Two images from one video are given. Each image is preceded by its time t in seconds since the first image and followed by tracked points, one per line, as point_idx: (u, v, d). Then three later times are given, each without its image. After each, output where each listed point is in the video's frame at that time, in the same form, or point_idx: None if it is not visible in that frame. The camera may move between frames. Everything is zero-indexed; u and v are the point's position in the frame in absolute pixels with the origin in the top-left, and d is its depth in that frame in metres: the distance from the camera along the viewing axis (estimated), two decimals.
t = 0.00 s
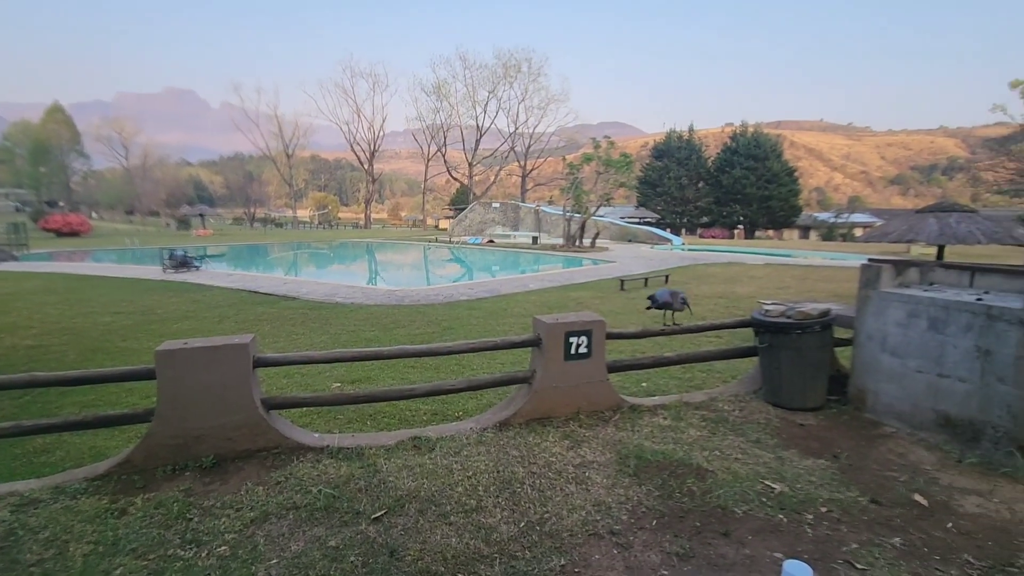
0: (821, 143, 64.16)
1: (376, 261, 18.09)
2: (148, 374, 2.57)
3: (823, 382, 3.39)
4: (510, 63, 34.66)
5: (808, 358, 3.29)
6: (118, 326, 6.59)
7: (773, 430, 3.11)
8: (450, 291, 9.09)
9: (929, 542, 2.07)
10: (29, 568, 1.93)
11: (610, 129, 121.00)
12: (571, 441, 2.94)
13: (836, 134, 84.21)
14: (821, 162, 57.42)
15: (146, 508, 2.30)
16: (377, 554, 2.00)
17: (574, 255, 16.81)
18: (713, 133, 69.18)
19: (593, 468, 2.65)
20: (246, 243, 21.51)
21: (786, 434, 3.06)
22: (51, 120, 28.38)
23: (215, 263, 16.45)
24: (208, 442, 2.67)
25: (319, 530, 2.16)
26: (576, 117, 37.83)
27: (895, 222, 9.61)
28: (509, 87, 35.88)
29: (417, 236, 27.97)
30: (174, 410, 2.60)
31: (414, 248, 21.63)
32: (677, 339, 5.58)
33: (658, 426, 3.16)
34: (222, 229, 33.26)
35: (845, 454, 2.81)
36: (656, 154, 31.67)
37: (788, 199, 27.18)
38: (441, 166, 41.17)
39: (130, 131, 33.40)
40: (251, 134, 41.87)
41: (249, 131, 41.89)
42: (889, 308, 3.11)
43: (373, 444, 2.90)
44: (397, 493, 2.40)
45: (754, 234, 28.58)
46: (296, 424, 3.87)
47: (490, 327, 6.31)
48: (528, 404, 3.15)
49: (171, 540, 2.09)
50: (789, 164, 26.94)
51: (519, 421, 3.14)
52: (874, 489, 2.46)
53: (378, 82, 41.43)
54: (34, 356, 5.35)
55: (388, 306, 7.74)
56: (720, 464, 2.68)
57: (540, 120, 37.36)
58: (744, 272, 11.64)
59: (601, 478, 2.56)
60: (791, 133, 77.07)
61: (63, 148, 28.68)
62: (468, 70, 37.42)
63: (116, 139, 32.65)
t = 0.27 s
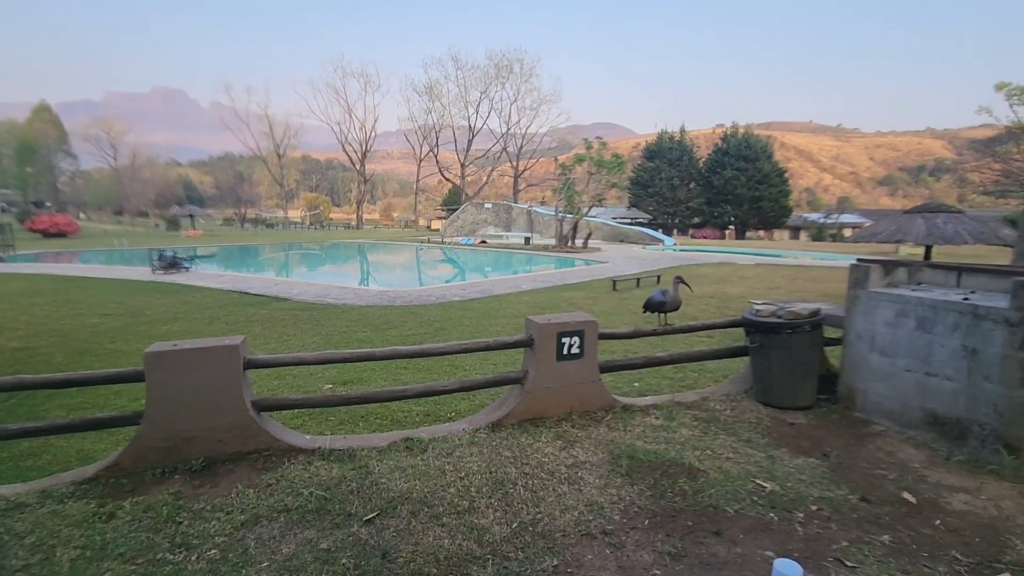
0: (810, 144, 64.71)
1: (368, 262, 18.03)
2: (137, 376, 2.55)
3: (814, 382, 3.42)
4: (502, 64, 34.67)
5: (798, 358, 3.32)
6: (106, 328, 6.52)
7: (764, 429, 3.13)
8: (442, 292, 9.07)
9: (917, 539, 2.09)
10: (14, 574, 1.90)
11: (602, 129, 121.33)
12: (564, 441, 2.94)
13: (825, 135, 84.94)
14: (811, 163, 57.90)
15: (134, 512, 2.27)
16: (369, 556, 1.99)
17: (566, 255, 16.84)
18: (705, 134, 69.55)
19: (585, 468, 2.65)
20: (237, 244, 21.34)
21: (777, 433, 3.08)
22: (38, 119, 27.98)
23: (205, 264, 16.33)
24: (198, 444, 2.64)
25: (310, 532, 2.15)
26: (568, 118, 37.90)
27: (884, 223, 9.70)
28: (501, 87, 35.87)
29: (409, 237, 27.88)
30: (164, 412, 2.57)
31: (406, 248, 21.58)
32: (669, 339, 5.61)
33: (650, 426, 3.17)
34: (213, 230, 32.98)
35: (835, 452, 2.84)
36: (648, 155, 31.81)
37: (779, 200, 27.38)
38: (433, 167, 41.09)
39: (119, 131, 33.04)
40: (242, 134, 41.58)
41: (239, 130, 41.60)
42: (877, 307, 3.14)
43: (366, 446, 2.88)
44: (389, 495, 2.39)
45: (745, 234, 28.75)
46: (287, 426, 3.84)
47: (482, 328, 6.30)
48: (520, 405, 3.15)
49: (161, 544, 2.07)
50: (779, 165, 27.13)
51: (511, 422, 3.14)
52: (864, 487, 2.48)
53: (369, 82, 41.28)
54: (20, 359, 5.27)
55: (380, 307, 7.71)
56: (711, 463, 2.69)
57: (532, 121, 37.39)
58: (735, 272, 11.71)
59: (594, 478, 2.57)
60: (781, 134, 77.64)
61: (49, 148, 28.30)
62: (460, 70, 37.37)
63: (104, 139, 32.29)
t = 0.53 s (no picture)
0: (801, 146, 65.25)
1: (361, 263, 17.98)
2: (127, 378, 2.52)
3: (805, 381, 3.44)
4: (495, 65, 34.69)
5: (790, 358, 3.34)
6: (95, 329, 6.45)
7: (756, 429, 3.15)
8: (435, 293, 9.06)
9: (906, 537, 2.11)
10: None
11: (595, 130, 121.71)
12: (557, 441, 2.94)
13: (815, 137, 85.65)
14: (802, 164, 58.36)
15: (124, 516, 2.25)
16: (362, 558, 1.99)
17: (559, 256, 16.88)
18: (697, 135, 69.84)
19: (578, 469, 2.65)
20: (228, 245, 21.19)
21: (768, 433, 3.10)
22: (25, 118, 27.63)
23: (196, 265, 16.21)
24: (189, 447, 2.62)
25: (302, 535, 2.13)
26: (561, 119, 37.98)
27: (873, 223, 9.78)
28: (494, 88, 35.89)
29: (402, 237, 27.81)
30: (154, 415, 2.55)
31: (399, 249, 21.53)
32: (662, 339, 5.63)
33: (643, 426, 3.18)
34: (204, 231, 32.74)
35: (826, 451, 2.86)
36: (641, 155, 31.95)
37: (770, 200, 27.57)
38: (426, 167, 41.04)
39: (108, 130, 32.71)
40: (233, 134, 41.32)
41: (231, 130, 41.34)
42: (868, 307, 3.17)
43: (358, 447, 2.87)
44: (382, 497, 2.38)
45: (737, 235, 28.93)
46: (279, 428, 3.81)
47: (475, 328, 6.30)
48: (513, 406, 3.15)
49: (151, 548, 2.05)
50: (770, 167, 27.33)
51: (504, 423, 3.14)
52: (855, 486, 2.50)
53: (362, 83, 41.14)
54: (7, 361, 5.21)
55: (373, 308, 7.69)
56: (704, 463, 2.70)
57: (525, 121, 37.44)
58: (727, 272, 11.78)
59: (587, 478, 2.57)
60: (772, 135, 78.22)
61: (38, 148, 27.96)
62: (453, 71, 37.33)
63: (93, 139, 31.97)
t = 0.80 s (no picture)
0: (793, 147, 65.69)
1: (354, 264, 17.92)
2: (117, 380, 2.50)
3: (797, 381, 3.46)
4: (489, 66, 34.70)
5: (782, 358, 3.36)
6: (84, 332, 6.37)
7: (748, 429, 3.16)
8: (429, 294, 9.04)
9: (896, 536, 2.13)
10: None
11: (588, 131, 121.99)
12: (551, 442, 2.94)
13: (806, 139, 86.37)
14: (793, 165, 58.77)
15: (114, 519, 2.23)
16: (355, 561, 1.97)
17: (552, 257, 16.91)
18: (689, 137, 70.18)
19: (572, 470, 2.66)
20: (220, 246, 21.03)
21: (761, 433, 3.11)
22: (14, 117, 27.29)
23: (188, 266, 16.08)
24: (180, 449, 2.60)
25: (294, 538, 2.12)
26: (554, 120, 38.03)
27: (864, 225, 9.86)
28: (487, 89, 35.89)
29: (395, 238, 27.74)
30: (144, 417, 2.53)
31: (392, 250, 21.46)
32: (655, 340, 5.65)
33: (636, 426, 3.19)
34: (195, 232, 32.52)
35: (818, 451, 2.88)
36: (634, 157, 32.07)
37: (762, 202, 27.73)
38: (420, 168, 40.98)
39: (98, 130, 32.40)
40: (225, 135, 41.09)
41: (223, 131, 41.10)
42: (858, 308, 3.19)
43: (351, 449, 2.86)
44: (375, 499, 2.37)
45: (729, 236, 29.08)
46: (271, 430, 3.78)
47: (469, 330, 6.29)
48: (507, 407, 3.14)
49: (141, 552, 2.03)
50: (762, 168, 27.51)
51: (498, 424, 3.13)
52: (846, 486, 2.51)
53: (355, 83, 41.06)
54: None
55: (366, 309, 7.65)
56: (697, 464, 2.71)
57: (518, 123, 37.47)
58: (720, 273, 11.84)
59: (580, 479, 2.57)
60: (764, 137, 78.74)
61: (26, 147, 27.63)
62: (447, 72, 37.31)
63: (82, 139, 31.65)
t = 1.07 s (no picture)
0: (785, 149, 66.15)
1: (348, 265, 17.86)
2: (106, 383, 2.47)
3: (789, 382, 3.49)
4: (482, 67, 34.69)
5: (774, 359, 3.38)
6: (74, 334, 6.31)
7: (741, 430, 3.18)
8: (422, 295, 9.01)
9: (888, 535, 2.14)
10: None
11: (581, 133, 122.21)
12: (545, 444, 2.94)
13: (799, 141, 86.98)
14: (785, 167, 59.13)
15: (103, 523, 2.21)
16: (348, 563, 1.96)
17: (546, 258, 16.91)
18: (682, 139, 70.44)
19: (566, 471, 2.66)
20: (211, 247, 20.91)
21: (753, 433, 3.13)
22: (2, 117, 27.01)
23: (180, 268, 15.96)
24: (171, 453, 2.58)
25: (286, 541, 2.11)
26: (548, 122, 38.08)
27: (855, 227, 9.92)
28: (481, 91, 35.89)
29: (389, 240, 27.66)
30: (135, 420, 2.50)
31: (386, 252, 21.42)
32: (649, 341, 5.66)
33: (629, 427, 3.20)
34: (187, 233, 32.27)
35: (810, 451, 2.89)
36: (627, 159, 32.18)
37: (754, 204, 27.86)
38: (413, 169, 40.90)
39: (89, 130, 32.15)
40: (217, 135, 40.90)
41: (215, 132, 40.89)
42: (849, 309, 3.22)
43: (344, 451, 2.85)
44: (368, 501, 2.36)
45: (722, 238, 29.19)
46: (263, 433, 3.76)
47: (463, 331, 6.28)
48: (501, 409, 3.14)
49: (131, 556, 2.01)
50: (754, 170, 27.67)
51: (492, 425, 3.13)
52: (838, 486, 2.53)
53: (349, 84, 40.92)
54: None
55: (360, 311, 7.62)
56: (690, 464, 2.72)
57: (512, 124, 37.48)
58: (713, 274, 11.88)
59: (574, 480, 2.57)
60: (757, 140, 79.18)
61: (15, 148, 27.35)
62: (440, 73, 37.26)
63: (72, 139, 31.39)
